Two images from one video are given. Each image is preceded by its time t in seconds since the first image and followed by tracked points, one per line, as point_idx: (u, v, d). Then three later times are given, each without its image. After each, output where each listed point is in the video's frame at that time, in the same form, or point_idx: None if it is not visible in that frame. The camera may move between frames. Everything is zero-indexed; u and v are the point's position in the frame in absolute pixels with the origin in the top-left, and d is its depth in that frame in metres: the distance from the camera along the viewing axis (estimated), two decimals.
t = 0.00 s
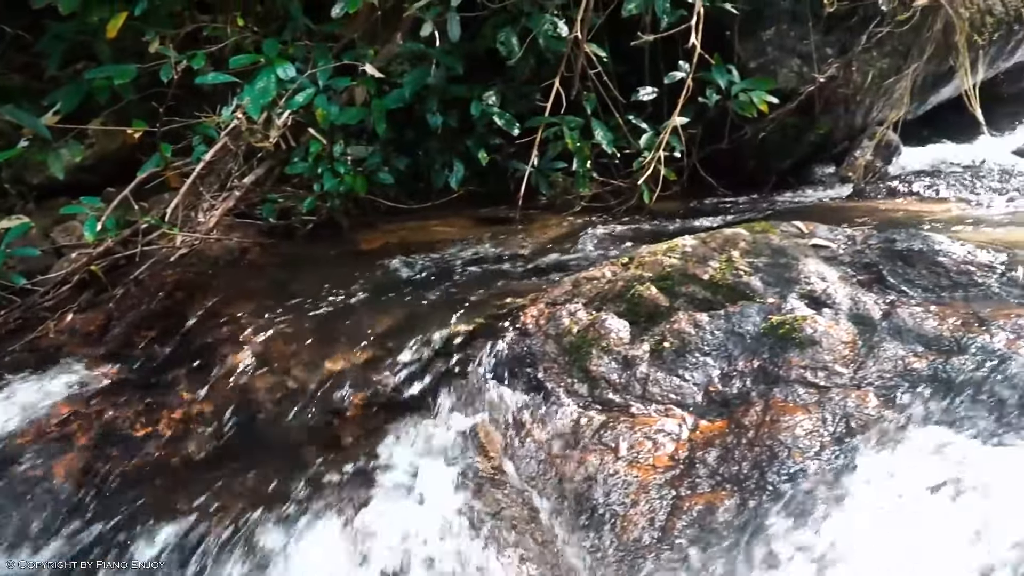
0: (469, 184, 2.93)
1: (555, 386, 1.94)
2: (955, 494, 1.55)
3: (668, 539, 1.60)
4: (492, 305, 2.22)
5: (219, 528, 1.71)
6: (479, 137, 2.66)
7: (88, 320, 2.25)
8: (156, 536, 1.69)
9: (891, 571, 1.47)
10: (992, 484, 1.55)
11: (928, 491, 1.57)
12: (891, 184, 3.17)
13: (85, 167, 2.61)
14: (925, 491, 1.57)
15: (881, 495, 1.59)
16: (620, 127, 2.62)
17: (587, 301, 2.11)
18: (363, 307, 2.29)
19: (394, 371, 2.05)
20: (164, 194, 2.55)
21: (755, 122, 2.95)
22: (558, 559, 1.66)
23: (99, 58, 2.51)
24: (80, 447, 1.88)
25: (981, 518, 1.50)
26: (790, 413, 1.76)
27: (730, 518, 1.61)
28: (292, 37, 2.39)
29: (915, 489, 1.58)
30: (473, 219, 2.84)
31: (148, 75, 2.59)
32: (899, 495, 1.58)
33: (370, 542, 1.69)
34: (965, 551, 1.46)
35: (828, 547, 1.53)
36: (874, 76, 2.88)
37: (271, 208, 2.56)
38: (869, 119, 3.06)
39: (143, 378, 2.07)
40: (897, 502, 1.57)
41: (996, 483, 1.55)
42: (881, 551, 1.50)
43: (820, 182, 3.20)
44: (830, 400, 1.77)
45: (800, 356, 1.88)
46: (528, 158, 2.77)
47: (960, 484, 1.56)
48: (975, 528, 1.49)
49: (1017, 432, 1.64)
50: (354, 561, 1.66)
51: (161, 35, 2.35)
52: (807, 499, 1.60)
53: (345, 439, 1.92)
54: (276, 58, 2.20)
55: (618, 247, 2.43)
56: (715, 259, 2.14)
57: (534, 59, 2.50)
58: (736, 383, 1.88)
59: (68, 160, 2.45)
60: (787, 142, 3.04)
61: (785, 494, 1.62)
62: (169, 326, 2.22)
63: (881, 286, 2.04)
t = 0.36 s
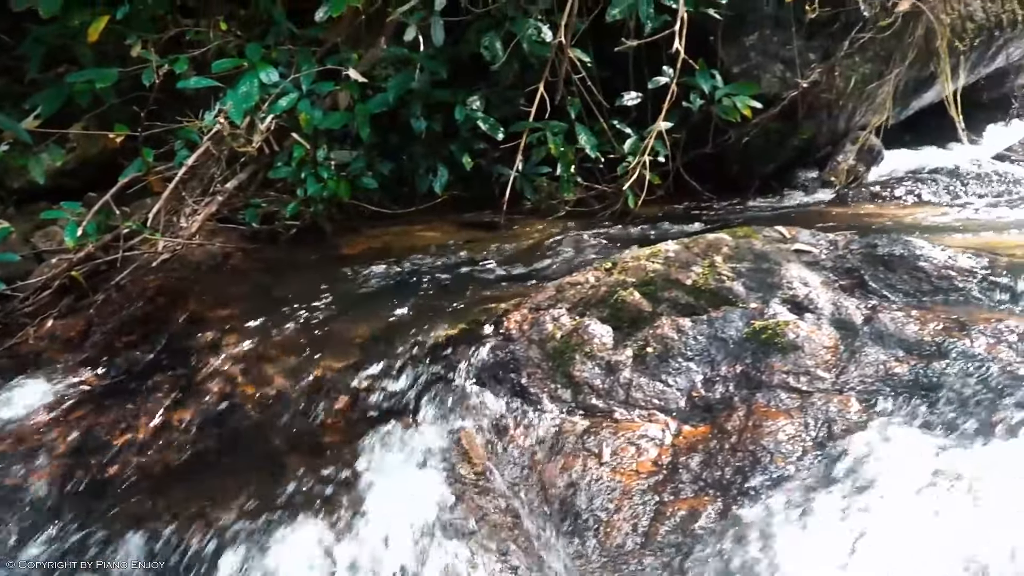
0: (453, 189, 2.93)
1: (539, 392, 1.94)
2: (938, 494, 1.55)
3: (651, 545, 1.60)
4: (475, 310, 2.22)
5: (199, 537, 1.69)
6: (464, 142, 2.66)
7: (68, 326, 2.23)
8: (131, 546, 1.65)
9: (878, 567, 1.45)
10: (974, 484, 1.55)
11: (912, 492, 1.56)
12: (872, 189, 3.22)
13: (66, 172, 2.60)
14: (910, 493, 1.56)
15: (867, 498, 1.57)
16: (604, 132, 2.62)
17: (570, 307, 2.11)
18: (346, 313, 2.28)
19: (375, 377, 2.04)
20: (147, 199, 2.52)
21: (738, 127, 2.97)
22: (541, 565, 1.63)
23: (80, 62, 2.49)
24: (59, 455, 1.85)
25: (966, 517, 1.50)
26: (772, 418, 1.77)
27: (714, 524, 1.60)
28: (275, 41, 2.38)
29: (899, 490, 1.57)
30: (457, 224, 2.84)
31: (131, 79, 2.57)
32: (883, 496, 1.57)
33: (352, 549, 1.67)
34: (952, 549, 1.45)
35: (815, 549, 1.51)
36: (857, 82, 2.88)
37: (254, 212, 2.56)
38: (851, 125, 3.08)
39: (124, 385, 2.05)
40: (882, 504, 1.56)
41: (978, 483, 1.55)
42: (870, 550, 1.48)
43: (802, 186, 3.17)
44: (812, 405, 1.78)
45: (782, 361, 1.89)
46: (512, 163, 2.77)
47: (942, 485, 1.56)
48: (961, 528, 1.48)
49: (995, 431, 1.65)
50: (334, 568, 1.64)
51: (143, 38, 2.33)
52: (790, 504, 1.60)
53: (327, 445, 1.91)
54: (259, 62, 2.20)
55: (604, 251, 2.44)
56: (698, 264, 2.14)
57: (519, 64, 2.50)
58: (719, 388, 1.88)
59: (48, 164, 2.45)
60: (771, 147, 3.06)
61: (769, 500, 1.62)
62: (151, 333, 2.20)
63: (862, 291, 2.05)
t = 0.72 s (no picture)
0: (438, 194, 2.93)
1: (522, 397, 1.93)
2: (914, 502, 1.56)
3: (634, 551, 1.60)
4: (458, 315, 2.22)
5: (181, 546, 1.69)
6: (448, 146, 2.66)
7: (48, 333, 2.21)
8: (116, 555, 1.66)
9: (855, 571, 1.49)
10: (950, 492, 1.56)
11: (889, 499, 1.58)
12: (854, 194, 3.25)
13: (47, 177, 2.58)
14: (887, 502, 1.57)
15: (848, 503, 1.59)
16: (588, 136, 2.61)
17: (553, 312, 2.11)
18: (328, 318, 2.27)
19: (357, 384, 2.02)
20: (129, 204, 2.50)
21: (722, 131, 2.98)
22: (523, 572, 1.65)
23: (61, 66, 2.47)
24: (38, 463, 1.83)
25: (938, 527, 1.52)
26: (755, 423, 1.76)
27: (696, 529, 1.60)
28: (258, 46, 2.37)
29: (877, 497, 1.59)
30: (441, 229, 2.85)
31: (113, 83, 2.55)
32: (862, 505, 1.58)
33: (333, 559, 1.69)
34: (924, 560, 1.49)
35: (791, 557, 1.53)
36: (839, 87, 2.90)
37: (237, 218, 2.53)
38: (834, 129, 3.11)
39: (105, 391, 2.03)
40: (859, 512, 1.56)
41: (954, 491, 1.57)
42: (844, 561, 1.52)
43: (784, 191, 3.24)
44: (794, 410, 1.78)
45: (765, 366, 1.89)
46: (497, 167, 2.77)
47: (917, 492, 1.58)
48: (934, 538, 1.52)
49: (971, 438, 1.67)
50: None
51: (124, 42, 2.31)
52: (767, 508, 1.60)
53: (309, 451, 1.91)
54: (241, 67, 2.19)
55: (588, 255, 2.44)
56: (680, 269, 2.14)
57: (503, 69, 2.50)
58: (702, 393, 1.88)
59: (28, 168, 2.41)
60: (755, 151, 3.07)
61: (752, 507, 1.62)
62: (132, 339, 2.18)
63: (844, 295, 2.06)
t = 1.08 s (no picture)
0: (420, 200, 2.92)
1: (503, 404, 1.93)
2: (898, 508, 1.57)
3: (616, 557, 1.58)
4: (438, 322, 2.21)
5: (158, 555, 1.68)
6: (430, 152, 2.65)
7: (24, 342, 2.15)
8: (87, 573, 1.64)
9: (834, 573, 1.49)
10: (933, 498, 1.58)
11: (872, 504, 1.59)
12: (835, 198, 3.27)
13: (25, 183, 2.55)
14: (868, 506, 1.58)
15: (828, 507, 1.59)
16: (571, 142, 2.61)
17: (535, 318, 2.10)
18: (309, 325, 2.26)
19: (338, 393, 2.01)
20: (108, 210, 2.47)
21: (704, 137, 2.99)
22: None
23: (39, 71, 2.45)
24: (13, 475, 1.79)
25: (922, 532, 1.53)
26: (736, 429, 1.76)
27: (679, 535, 1.59)
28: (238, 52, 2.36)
29: (860, 503, 1.59)
30: (424, 235, 2.84)
31: (91, 88, 2.53)
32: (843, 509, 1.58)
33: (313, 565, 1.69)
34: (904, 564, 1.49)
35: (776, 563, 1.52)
36: (819, 92, 2.91)
37: (217, 224, 2.54)
38: (815, 135, 3.12)
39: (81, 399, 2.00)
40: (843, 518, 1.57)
41: (936, 496, 1.58)
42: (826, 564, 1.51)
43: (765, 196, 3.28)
44: (774, 415, 1.78)
45: (745, 372, 1.89)
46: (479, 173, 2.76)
47: (900, 497, 1.59)
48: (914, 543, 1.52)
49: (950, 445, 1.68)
50: None
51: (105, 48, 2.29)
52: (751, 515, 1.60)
53: (289, 460, 1.90)
54: (222, 73, 2.18)
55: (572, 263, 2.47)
56: (661, 275, 2.14)
57: (485, 75, 2.51)
58: (683, 399, 1.88)
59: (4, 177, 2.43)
60: (737, 156, 3.08)
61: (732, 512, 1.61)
62: (110, 346, 2.16)
63: (824, 301, 2.07)
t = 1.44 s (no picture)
0: (404, 206, 2.92)
1: (486, 411, 1.92)
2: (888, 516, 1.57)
3: (599, 564, 1.57)
4: (421, 328, 2.21)
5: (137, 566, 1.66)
6: (414, 158, 2.65)
7: (2, 349, 2.12)
8: None
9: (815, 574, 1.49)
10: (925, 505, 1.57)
11: (857, 508, 1.58)
12: (818, 203, 3.29)
13: (4, 189, 2.53)
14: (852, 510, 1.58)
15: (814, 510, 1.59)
16: (555, 147, 2.62)
17: (518, 324, 2.10)
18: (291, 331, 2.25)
19: (320, 400, 2.00)
20: (89, 216, 2.45)
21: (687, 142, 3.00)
22: None
23: (19, 76, 2.43)
24: None
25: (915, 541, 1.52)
26: (719, 434, 1.76)
27: (662, 542, 1.59)
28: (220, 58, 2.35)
29: (846, 506, 1.59)
30: (407, 241, 2.84)
31: (72, 94, 2.51)
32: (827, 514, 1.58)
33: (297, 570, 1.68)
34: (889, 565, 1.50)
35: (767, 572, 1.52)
36: (802, 97, 2.93)
37: (200, 230, 2.51)
38: (797, 141, 3.15)
39: (61, 408, 1.98)
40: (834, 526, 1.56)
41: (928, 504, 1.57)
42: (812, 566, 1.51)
43: (747, 201, 3.26)
44: (757, 421, 1.78)
45: (728, 378, 1.89)
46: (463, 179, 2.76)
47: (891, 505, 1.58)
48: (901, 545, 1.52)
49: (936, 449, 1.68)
50: None
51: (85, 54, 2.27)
52: (735, 521, 1.60)
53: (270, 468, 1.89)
54: (204, 78, 2.17)
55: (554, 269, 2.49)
56: (644, 281, 2.14)
57: (468, 80, 2.51)
58: (666, 405, 1.88)
59: None
60: (720, 161, 3.09)
61: (715, 519, 1.61)
62: (91, 354, 2.14)
63: (807, 306, 2.08)
